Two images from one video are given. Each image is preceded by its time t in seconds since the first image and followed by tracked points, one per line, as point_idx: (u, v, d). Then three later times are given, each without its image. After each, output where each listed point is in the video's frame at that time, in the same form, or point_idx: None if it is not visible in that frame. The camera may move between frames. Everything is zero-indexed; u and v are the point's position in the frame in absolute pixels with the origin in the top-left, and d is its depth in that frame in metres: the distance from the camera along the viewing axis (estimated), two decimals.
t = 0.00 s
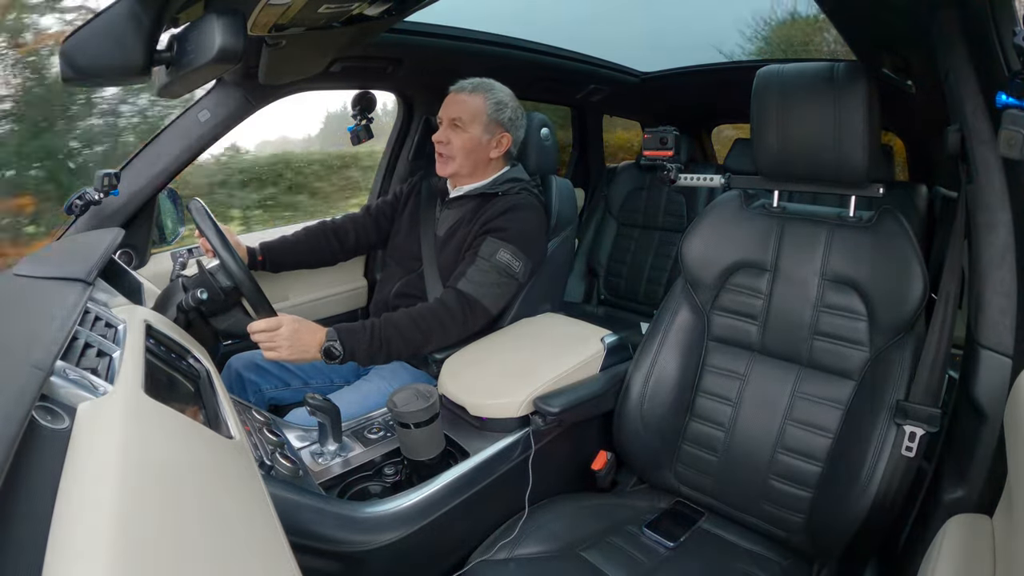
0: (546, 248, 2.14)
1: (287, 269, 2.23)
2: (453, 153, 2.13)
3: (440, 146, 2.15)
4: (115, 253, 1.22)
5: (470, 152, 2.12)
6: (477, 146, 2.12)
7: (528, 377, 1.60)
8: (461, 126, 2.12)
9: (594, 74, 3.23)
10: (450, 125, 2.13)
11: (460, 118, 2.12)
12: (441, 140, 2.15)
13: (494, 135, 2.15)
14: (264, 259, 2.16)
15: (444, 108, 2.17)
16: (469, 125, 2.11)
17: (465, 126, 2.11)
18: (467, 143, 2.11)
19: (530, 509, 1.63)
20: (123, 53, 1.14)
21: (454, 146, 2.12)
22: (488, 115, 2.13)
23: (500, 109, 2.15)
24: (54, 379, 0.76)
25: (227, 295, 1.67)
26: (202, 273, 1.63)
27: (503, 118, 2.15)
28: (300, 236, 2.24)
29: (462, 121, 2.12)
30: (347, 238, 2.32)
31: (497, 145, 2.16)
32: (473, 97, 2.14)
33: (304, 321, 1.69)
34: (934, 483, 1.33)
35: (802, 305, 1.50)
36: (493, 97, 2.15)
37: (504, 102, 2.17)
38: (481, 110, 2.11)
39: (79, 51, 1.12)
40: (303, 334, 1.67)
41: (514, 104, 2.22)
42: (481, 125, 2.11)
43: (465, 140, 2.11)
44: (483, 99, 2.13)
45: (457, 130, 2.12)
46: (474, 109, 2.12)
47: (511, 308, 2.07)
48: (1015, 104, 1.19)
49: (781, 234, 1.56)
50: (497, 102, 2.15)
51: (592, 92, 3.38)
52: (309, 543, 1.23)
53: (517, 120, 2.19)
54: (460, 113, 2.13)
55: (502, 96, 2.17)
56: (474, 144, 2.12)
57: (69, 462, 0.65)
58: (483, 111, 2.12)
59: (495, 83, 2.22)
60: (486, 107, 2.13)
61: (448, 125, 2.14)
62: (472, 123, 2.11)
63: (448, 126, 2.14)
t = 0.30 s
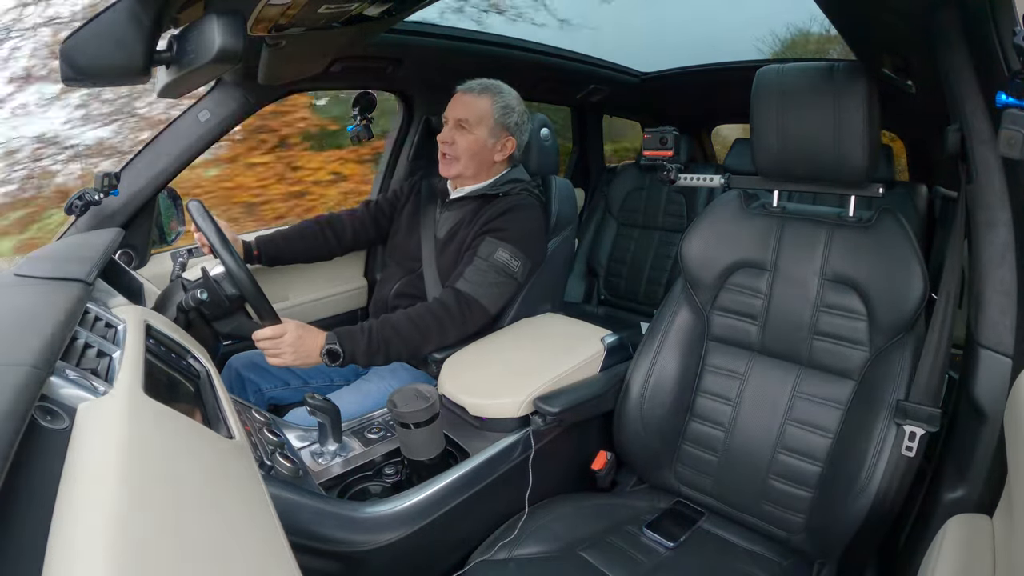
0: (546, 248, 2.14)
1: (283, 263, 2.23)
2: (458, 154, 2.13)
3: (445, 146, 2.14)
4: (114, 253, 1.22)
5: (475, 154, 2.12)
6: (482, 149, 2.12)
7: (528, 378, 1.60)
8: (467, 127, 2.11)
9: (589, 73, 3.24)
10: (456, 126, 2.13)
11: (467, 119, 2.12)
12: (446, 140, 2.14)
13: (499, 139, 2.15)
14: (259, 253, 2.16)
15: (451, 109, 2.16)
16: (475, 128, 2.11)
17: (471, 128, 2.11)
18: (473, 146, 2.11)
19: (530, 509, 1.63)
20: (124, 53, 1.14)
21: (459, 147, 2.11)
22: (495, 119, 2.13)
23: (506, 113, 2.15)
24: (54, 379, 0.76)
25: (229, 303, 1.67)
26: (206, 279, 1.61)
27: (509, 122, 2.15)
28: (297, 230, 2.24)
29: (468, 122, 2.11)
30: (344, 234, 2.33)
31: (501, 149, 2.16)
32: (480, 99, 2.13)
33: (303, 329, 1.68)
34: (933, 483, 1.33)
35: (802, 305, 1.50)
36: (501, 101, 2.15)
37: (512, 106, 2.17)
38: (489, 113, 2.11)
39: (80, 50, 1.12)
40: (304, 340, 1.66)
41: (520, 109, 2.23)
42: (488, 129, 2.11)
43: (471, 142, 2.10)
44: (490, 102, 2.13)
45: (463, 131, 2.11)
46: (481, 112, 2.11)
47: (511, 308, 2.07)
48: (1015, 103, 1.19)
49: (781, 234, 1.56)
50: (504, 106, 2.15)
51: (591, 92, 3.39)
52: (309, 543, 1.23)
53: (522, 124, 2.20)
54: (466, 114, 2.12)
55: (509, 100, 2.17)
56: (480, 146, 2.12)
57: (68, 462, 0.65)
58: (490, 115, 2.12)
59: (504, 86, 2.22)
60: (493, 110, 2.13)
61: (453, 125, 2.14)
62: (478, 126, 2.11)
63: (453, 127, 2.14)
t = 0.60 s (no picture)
0: (545, 248, 2.14)
1: (283, 265, 2.23)
2: (450, 152, 2.13)
3: (438, 145, 2.15)
4: (114, 253, 1.22)
5: (466, 151, 2.12)
6: (474, 145, 2.12)
7: (528, 378, 1.60)
8: (458, 125, 2.12)
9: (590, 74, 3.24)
10: (447, 125, 2.13)
11: (457, 117, 2.12)
12: (439, 138, 2.15)
13: (492, 135, 2.15)
14: (260, 253, 2.16)
15: (442, 108, 2.17)
16: (466, 125, 2.11)
17: (463, 125, 2.11)
18: (464, 142, 2.11)
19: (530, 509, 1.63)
20: (122, 53, 1.14)
21: (451, 145, 2.12)
22: (485, 115, 2.13)
23: (497, 108, 2.15)
24: (54, 379, 0.76)
25: (229, 303, 1.67)
26: (206, 279, 1.60)
27: (500, 118, 2.16)
28: (298, 231, 2.25)
29: (459, 120, 2.12)
30: (344, 236, 2.33)
31: (494, 144, 2.16)
32: (470, 96, 2.14)
33: (303, 330, 1.68)
34: (933, 483, 1.33)
35: (802, 305, 1.50)
36: (491, 97, 2.15)
37: (502, 101, 2.17)
38: (479, 110, 2.12)
39: (78, 50, 1.11)
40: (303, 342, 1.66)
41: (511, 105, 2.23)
42: (479, 125, 2.12)
43: (463, 139, 2.11)
44: (480, 99, 2.14)
45: (454, 129, 2.12)
46: (471, 108, 2.12)
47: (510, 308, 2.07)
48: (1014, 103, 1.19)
49: (780, 234, 1.56)
50: (494, 102, 2.15)
51: (591, 92, 3.39)
52: (309, 543, 1.23)
53: (514, 120, 2.20)
54: (457, 112, 2.12)
55: (499, 96, 2.17)
56: (471, 143, 2.12)
57: (67, 463, 0.65)
58: (480, 111, 2.12)
59: (493, 83, 2.23)
60: (483, 107, 2.13)
61: (445, 124, 2.14)
62: (469, 122, 2.11)
63: (445, 125, 2.14)
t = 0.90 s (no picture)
0: (545, 248, 2.14)
1: (289, 275, 2.23)
2: (440, 152, 2.13)
3: (429, 145, 2.15)
4: (114, 253, 1.22)
5: (454, 151, 2.10)
6: (461, 145, 2.10)
7: (528, 379, 1.60)
8: (447, 125, 2.10)
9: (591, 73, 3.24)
10: (437, 125, 2.13)
11: (446, 118, 2.11)
12: (430, 139, 2.15)
13: (479, 134, 2.11)
14: (267, 265, 2.16)
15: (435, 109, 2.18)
16: (453, 125, 2.10)
17: (450, 125, 2.10)
18: (451, 142, 2.09)
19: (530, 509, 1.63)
20: (122, 53, 1.14)
21: (440, 145, 2.11)
22: (472, 114, 2.10)
23: (484, 107, 2.11)
24: (54, 379, 0.76)
25: (231, 304, 1.64)
26: (207, 280, 1.59)
27: (487, 117, 2.11)
28: (303, 242, 2.25)
29: (447, 120, 2.10)
30: (348, 243, 2.33)
31: (482, 143, 2.12)
32: (459, 96, 2.12)
33: (303, 330, 1.69)
34: (933, 483, 1.33)
35: (802, 306, 1.50)
36: (478, 96, 2.12)
37: (489, 100, 2.13)
38: (464, 109, 2.09)
39: (77, 50, 1.11)
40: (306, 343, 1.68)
41: (504, 104, 2.18)
42: (465, 124, 2.09)
43: (450, 139, 2.09)
44: (468, 98, 2.11)
45: (443, 129, 2.11)
46: (458, 108, 2.10)
47: (511, 308, 2.06)
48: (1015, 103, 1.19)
49: (781, 234, 1.56)
50: (481, 101, 2.12)
51: (591, 92, 3.39)
52: (310, 543, 1.23)
53: (503, 118, 2.14)
54: (446, 112, 2.11)
55: (488, 95, 2.14)
56: (458, 142, 2.10)
57: (67, 463, 0.65)
58: (466, 111, 2.10)
59: (485, 81, 2.19)
60: (470, 106, 2.11)
61: (435, 125, 2.14)
62: (456, 122, 2.10)
63: (435, 126, 2.14)
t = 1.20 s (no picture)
0: (545, 248, 2.14)
1: (287, 270, 2.23)
2: (438, 153, 2.13)
3: (427, 146, 2.15)
4: (115, 253, 1.22)
5: (451, 152, 2.10)
6: (458, 146, 2.10)
7: (528, 378, 1.60)
8: (443, 126, 2.10)
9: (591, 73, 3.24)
10: (434, 126, 2.12)
11: (442, 119, 2.11)
12: (427, 140, 2.15)
13: (476, 135, 2.11)
14: (264, 261, 2.15)
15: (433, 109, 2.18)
16: (450, 125, 2.10)
17: (447, 126, 2.10)
18: (448, 143, 2.09)
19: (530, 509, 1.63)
20: (122, 53, 1.14)
21: (437, 145, 2.11)
22: (468, 115, 2.10)
23: (480, 108, 2.11)
24: (55, 379, 0.76)
25: (234, 308, 1.65)
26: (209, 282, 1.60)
27: (484, 117, 2.11)
28: (301, 238, 2.25)
29: (443, 121, 2.10)
30: (347, 241, 2.33)
31: (479, 144, 2.11)
32: (455, 97, 2.12)
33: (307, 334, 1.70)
34: (933, 483, 1.33)
35: (802, 306, 1.50)
36: (474, 96, 2.12)
37: (486, 100, 2.13)
38: (461, 110, 2.09)
39: (77, 50, 1.11)
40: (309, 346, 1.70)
41: (502, 104, 2.17)
42: (462, 125, 2.09)
43: (447, 140, 2.09)
44: (464, 99, 2.11)
45: (440, 130, 2.11)
46: (454, 109, 2.10)
47: (511, 308, 2.06)
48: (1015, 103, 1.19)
49: (781, 234, 1.56)
50: (477, 101, 2.11)
51: (591, 92, 3.39)
52: (310, 543, 1.23)
53: (500, 118, 2.14)
54: (442, 113, 2.11)
55: (484, 95, 2.13)
56: (455, 143, 2.09)
57: (67, 463, 0.65)
58: (463, 111, 2.09)
59: (482, 81, 2.19)
60: (467, 107, 2.10)
61: (433, 126, 2.13)
62: (453, 123, 2.09)
63: (433, 126, 2.14)
